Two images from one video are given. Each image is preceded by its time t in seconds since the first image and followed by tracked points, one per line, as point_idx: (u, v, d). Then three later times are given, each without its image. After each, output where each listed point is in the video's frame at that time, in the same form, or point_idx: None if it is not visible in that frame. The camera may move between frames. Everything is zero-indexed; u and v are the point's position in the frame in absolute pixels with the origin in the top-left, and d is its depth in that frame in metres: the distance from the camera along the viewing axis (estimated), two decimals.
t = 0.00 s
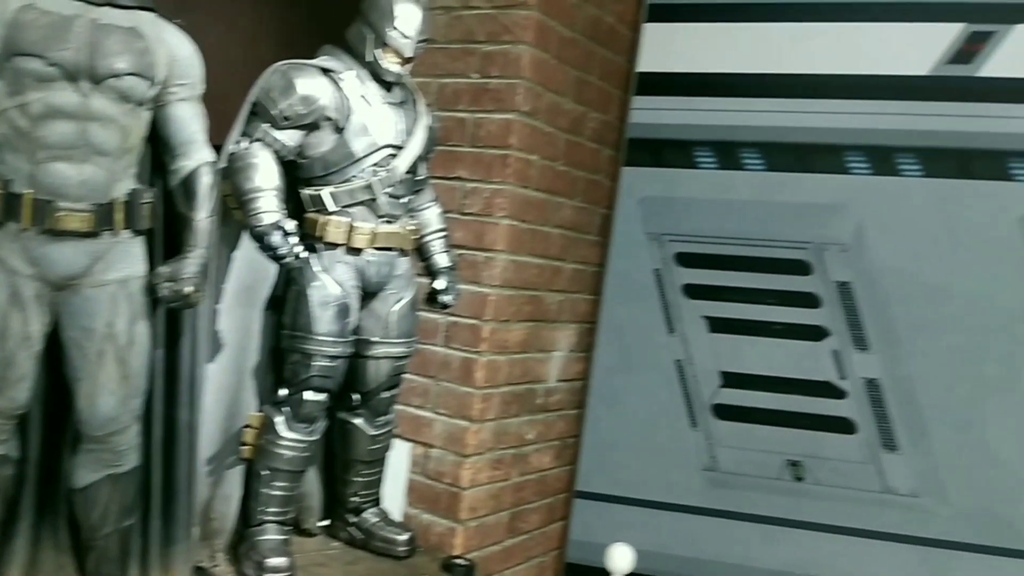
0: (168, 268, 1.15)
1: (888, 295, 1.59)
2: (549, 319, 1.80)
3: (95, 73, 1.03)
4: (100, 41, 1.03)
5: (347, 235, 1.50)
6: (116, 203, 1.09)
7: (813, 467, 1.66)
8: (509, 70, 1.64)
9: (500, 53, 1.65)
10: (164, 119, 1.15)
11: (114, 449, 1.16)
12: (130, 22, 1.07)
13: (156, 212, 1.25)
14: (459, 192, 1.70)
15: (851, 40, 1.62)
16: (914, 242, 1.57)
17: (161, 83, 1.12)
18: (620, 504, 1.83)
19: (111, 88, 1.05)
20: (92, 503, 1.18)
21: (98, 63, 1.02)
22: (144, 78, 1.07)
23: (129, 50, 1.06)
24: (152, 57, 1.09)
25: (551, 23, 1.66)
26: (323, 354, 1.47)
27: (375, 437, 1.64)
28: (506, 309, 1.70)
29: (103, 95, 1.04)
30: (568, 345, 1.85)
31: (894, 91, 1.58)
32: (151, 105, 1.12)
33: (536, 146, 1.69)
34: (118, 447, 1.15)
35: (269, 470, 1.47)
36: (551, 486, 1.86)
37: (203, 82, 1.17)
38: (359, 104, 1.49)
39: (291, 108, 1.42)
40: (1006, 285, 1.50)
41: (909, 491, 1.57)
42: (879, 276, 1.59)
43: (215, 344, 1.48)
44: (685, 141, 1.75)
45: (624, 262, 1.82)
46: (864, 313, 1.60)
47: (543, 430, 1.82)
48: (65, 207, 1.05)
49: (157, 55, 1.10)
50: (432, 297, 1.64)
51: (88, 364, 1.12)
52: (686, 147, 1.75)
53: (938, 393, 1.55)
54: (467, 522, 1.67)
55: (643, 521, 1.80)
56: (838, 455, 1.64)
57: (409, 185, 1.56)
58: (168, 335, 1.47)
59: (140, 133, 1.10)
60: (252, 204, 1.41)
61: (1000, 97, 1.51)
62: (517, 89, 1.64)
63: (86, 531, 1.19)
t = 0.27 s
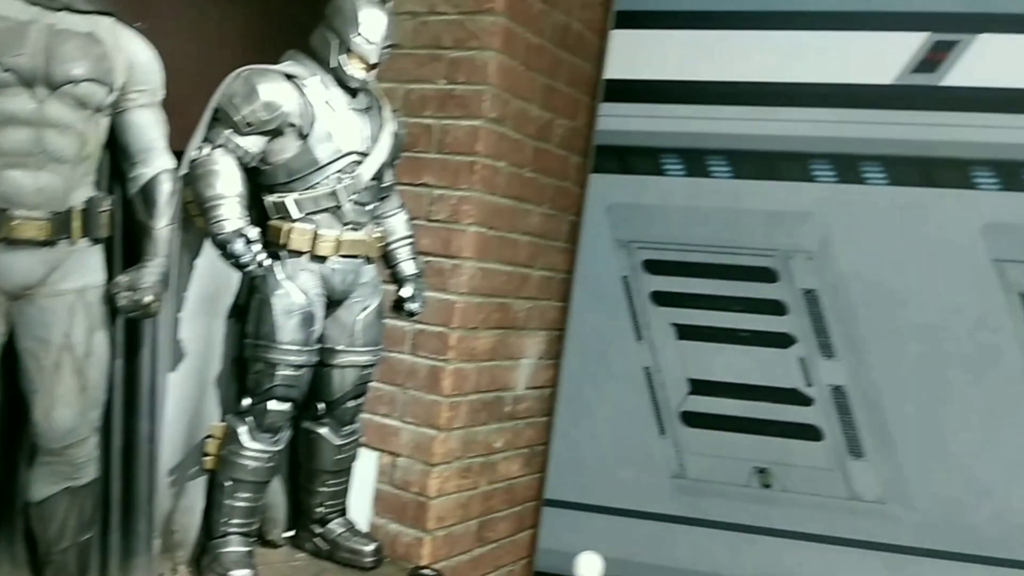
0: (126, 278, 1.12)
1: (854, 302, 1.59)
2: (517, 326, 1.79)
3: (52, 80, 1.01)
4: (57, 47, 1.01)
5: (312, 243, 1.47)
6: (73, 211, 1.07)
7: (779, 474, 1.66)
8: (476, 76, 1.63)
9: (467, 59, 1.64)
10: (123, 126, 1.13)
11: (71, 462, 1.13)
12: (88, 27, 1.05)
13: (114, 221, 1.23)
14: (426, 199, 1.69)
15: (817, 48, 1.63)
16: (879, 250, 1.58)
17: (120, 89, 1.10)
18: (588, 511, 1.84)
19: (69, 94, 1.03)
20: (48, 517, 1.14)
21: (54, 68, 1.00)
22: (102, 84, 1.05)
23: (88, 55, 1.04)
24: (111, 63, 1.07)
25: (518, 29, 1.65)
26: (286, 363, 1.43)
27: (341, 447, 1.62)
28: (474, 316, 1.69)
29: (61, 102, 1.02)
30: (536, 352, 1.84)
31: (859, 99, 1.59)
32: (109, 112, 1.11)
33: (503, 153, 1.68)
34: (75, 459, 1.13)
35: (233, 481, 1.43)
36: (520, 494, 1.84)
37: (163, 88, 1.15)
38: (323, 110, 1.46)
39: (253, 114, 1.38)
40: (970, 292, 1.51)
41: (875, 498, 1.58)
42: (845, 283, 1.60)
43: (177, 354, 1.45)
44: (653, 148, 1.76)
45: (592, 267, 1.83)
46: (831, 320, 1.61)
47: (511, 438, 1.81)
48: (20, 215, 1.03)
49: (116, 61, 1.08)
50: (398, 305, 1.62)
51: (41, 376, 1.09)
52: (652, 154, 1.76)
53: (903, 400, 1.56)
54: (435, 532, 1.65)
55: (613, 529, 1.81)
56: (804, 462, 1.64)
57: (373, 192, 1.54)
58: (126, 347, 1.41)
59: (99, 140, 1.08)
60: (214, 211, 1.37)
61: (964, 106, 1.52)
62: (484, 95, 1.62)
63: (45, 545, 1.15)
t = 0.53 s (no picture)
0: (86, 288, 1.09)
1: (822, 310, 1.60)
2: (488, 334, 1.78)
3: (10, 86, 0.98)
4: (14, 53, 0.98)
5: (279, 251, 1.43)
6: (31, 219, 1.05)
7: (749, 481, 1.67)
8: (444, 82, 1.62)
9: (436, 66, 1.62)
10: (83, 133, 1.10)
11: (29, 475, 1.10)
12: (47, 33, 1.03)
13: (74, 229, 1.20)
14: (396, 206, 1.67)
15: (786, 56, 1.63)
16: (847, 258, 1.58)
17: (80, 96, 1.08)
18: (558, 519, 1.84)
19: (27, 100, 1.00)
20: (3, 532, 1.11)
21: (12, 74, 0.98)
22: (62, 90, 1.03)
23: (46, 61, 1.01)
24: (71, 68, 1.05)
25: (487, 35, 1.64)
26: (253, 372, 1.38)
27: (309, 457, 1.59)
28: (443, 325, 1.67)
29: (19, 108, 1.00)
30: (507, 360, 1.83)
31: (828, 107, 1.60)
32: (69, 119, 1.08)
33: (473, 160, 1.67)
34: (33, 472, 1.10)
35: (198, 493, 1.38)
36: (491, 504, 1.83)
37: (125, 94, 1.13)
38: (290, 117, 1.42)
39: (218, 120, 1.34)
40: (937, 300, 1.52)
41: (845, 505, 1.58)
42: (814, 291, 1.60)
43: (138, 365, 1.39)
44: (623, 156, 1.76)
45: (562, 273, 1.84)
46: (800, 328, 1.61)
47: (482, 446, 1.79)
48: None
49: (76, 67, 1.06)
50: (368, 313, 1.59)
51: None
52: (622, 161, 1.77)
53: (872, 407, 1.56)
54: (404, 542, 1.63)
55: (584, 537, 1.80)
56: (773, 469, 1.65)
57: (342, 200, 1.50)
58: (88, 356, 1.36)
59: (58, 148, 1.06)
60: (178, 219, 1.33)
61: (931, 114, 1.53)
62: (454, 102, 1.61)
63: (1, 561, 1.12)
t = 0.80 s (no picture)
0: (46, 297, 1.07)
1: (792, 317, 1.59)
2: (459, 342, 1.76)
3: None
4: None
5: (245, 260, 1.35)
6: None
7: (720, 489, 1.66)
8: (413, 89, 1.60)
9: (405, 72, 1.61)
10: (42, 141, 1.08)
11: None
12: (6, 38, 1.01)
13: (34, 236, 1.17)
14: (365, 213, 1.66)
15: (756, 64, 1.63)
16: (817, 265, 1.57)
17: (39, 103, 1.06)
18: (530, 529, 1.83)
19: None
20: None
21: None
22: (21, 97, 1.01)
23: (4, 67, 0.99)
24: (29, 75, 1.03)
25: (456, 41, 1.63)
26: (218, 383, 1.32)
27: (276, 468, 1.52)
28: (413, 333, 1.65)
29: None
30: (479, 368, 1.82)
31: (798, 115, 1.59)
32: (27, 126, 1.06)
33: (443, 167, 1.66)
34: None
35: (161, 504, 1.32)
36: (463, 513, 1.81)
37: (85, 101, 1.11)
38: (256, 124, 1.35)
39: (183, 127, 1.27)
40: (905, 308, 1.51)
41: (815, 513, 1.58)
42: (784, 298, 1.60)
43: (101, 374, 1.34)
44: (595, 163, 1.76)
45: (533, 281, 1.84)
46: (770, 336, 1.61)
47: (452, 455, 1.78)
48: None
49: (35, 74, 1.04)
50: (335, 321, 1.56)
51: None
52: (595, 169, 1.76)
53: (841, 415, 1.56)
54: (373, 553, 1.61)
55: (557, 546, 1.79)
56: (744, 477, 1.64)
57: (308, 208, 1.43)
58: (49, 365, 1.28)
59: (16, 155, 1.03)
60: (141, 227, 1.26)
61: (900, 122, 1.53)
62: (424, 109, 1.60)
63: None
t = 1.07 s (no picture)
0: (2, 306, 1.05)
1: (763, 326, 1.59)
2: (429, 351, 1.75)
3: None
4: None
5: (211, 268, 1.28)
6: None
7: (691, 498, 1.66)
8: (383, 96, 1.59)
9: (374, 79, 1.60)
10: None
11: None
12: None
13: None
14: (334, 221, 1.64)
15: (725, 71, 1.63)
16: (787, 274, 1.57)
17: None
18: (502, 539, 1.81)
19: None
20: None
21: None
22: None
23: None
24: None
25: (426, 48, 1.63)
26: (182, 393, 1.25)
27: (242, 479, 1.42)
28: (383, 342, 1.64)
29: None
30: (450, 377, 1.81)
31: (768, 123, 1.59)
32: None
33: (413, 174, 1.65)
34: None
35: (124, 516, 1.25)
36: (433, 523, 1.80)
37: (44, 107, 1.08)
38: (222, 131, 1.27)
39: (147, 134, 1.21)
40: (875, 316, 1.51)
41: (785, 522, 1.58)
42: (755, 307, 1.60)
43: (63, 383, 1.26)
44: (566, 171, 1.75)
45: (504, 290, 1.81)
46: (740, 344, 1.61)
47: (423, 465, 1.77)
48: None
49: None
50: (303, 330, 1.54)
51: None
52: (566, 176, 1.75)
53: (811, 423, 1.56)
54: (343, 564, 1.59)
55: (530, 556, 1.78)
56: (716, 486, 1.64)
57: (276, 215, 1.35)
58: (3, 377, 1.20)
59: None
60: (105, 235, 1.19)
61: (869, 130, 1.53)
62: (393, 116, 1.59)
63: None
